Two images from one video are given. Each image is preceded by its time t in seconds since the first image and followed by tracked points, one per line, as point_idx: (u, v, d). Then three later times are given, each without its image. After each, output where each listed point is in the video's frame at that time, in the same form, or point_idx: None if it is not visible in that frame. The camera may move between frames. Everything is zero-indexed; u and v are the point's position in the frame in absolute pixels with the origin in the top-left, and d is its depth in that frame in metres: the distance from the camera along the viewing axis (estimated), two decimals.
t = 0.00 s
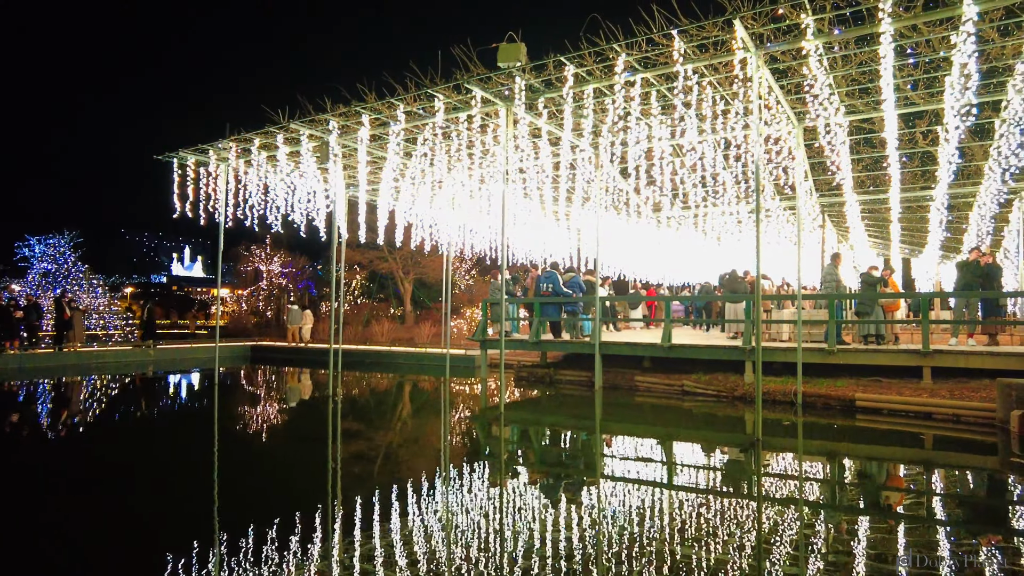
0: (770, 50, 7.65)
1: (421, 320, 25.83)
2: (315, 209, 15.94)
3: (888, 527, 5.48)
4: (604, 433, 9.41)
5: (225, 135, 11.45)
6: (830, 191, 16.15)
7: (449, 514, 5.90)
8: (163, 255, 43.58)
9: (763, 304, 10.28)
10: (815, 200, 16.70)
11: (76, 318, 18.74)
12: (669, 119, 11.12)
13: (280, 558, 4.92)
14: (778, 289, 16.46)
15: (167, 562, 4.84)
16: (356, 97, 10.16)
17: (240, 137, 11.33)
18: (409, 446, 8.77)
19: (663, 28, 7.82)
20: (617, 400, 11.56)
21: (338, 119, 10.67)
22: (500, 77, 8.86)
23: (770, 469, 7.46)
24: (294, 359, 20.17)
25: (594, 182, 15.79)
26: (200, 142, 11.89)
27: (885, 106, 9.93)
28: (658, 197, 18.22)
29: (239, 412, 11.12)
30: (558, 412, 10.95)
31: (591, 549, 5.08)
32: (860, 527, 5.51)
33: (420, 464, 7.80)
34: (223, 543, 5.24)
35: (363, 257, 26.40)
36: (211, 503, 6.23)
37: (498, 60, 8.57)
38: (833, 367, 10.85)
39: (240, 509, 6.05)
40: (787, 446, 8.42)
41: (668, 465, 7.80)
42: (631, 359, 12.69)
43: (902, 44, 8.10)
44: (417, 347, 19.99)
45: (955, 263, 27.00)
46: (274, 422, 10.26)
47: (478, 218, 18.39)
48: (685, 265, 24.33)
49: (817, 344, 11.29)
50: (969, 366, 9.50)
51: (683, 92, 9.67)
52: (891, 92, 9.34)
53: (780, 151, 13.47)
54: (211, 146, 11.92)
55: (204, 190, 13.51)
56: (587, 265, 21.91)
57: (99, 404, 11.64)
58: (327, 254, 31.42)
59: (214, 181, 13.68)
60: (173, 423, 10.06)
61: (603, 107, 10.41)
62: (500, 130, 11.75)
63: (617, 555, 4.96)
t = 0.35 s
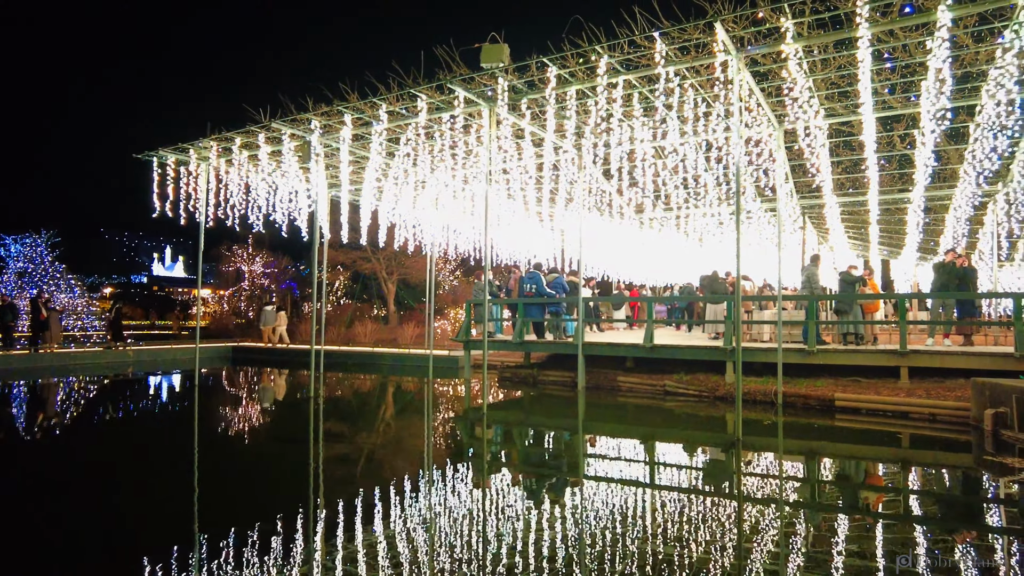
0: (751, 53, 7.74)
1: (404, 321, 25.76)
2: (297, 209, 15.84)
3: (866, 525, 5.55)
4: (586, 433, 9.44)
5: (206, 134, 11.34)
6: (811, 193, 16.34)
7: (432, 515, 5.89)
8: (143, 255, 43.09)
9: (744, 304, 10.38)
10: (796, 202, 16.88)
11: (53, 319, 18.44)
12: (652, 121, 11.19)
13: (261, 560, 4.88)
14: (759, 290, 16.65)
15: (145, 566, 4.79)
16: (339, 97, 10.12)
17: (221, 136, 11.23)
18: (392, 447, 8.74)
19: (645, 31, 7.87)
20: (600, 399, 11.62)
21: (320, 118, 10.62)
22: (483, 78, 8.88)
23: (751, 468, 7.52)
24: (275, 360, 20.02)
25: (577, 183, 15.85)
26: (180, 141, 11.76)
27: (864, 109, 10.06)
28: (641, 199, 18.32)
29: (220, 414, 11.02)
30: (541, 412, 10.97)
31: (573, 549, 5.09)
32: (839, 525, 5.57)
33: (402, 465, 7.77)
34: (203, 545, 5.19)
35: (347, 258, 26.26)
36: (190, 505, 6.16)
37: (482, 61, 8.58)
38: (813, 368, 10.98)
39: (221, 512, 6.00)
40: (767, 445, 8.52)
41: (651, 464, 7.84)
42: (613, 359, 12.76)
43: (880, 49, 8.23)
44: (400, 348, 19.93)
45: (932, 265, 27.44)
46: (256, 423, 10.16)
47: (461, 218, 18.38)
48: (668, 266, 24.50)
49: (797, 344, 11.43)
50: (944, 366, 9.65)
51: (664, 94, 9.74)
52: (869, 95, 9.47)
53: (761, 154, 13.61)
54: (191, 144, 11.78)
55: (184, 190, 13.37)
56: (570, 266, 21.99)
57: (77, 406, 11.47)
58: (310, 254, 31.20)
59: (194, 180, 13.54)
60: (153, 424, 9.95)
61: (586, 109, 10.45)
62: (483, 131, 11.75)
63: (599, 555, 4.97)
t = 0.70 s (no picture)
0: (732, 55, 7.80)
1: (387, 321, 25.65)
2: (279, 209, 15.71)
3: (845, 523, 5.62)
4: (569, 434, 9.47)
5: (185, 132, 11.21)
6: (791, 195, 16.52)
7: (414, 516, 5.86)
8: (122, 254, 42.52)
9: (725, 305, 10.46)
10: (776, 204, 17.05)
11: (28, 319, 18.12)
12: (634, 122, 11.24)
13: (242, 563, 4.83)
14: (740, 291, 16.83)
15: (122, 569, 4.72)
16: (320, 96, 10.05)
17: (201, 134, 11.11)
18: (374, 448, 8.70)
19: (627, 32, 7.90)
20: (582, 400, 11.65)
21: (302, 117, 10.55)
22: (466, 78, 8.86)
23: (732, 468, 7.58)
24: (256, 361, 19.84)
25: (560, 184, 15.89)
26: (159, 139, 11.61)
27: (842, 112, 10.19)
28: (624, 200, 18.40)
29: (201, 415, 10.90)
30: (524, 413, 10.98)
31: (556, 550, 5.09)
32: (819, 523, 5.63)
33: (385, 467, 7.74)
34: (182, 548, 5.13)
35: (329, 258, 26.09)
36: (169, 508, 6.09)
37: (464, 61, 8.56)
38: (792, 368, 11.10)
39: (200, 514, 5.93)
40: (748, 445, 8.59)
41: (633, 464, 7.88)
42: (596, 359, 12.81)
43: (858, 53, 8.33)
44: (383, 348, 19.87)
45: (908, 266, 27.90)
46: (237, 425, 10.06)
47: (444, 219, 18.35)
48: (651, 267, 24.64)
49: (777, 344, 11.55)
50: (920, 365, 9.81)
51: (646, 96, 9.79)
52: (848, 99, 9.59)
53: (742, 156, 13.74)
54: (170, 142, 11.63)
55: (163, 189, 13.20)
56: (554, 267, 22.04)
57: (53, 408, 11.28)
58: (292, 254, 30.93)
59: (173, 179, 13.37)
60: (132, 426, 9.81)
61: (568, 110, 10.48)
62: (466, 132, 11.74)
63: (581, 555, 4.98)
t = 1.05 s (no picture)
0: (714, 58, 7.87)
1: (370, 322, 25.54)
2: (260, 208, 15.56)
3: (824, 522, 5.69)
4: (551, 434, 9.49)
5: (165, 130, 11.07)
6: (771, 198, 16.68)
7: (397, 517, 5.84)
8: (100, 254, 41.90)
9: (707, 306, 10.53)
10: (757, 206, 17.20)
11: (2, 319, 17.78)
12: (617, 124, 11.29)
13: (222, 566, 4.78)
14: (721, 293, 16.98)
15: (99, 573, 4.65)
16: (302, 95, 9.99)
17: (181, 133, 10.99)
18: (357, 449, 8.65)
19: (610, 34, 7.93)
20: (565, 400, 11.69)
21: (284, 116, 10.47)
22: (449, 77, 8.84)
23: (713, 467, 7.64)
24: (237, 361, 19.66)
25: (543, 185, 15.91)
26: (138, 138, 11.45)
27: (821, 115, 10.31)
28: (606, 201, 18.47)
29: (181, 416, 10.78)
30: (507, 413, 10.99)
31: (539, 550, 5.10)
32: (800, 522, 5.69)
33: (367, 468, 7.71)
34: (161, 552, 5.07)
35: (311, 258, 25.89)
36: (149, 510, 6.01)
37: (447, 61, 8.54)
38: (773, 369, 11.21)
39: (179, 517, 5.86)
40: (729, 444, 8.67)
41: (615, 465, 7.91)
42: (579, 359, 12.85)
43: (836, 58, 8.44)
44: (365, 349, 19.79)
45: (886, 267, 28.31)
46: (218, 426, 9.96)
47: (428, 219, 18.30)
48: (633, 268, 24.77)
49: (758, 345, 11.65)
50: (897, 366, 9.95)
51: (628, 98, 9.86)
52: (827, 102, 9.72)
53: (723, 158, 13.85)
54: (149, 141, 11.48)
55: (142, 188, 13.03)
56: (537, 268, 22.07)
57: (29, 410, 11.10)
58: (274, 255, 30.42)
59: (153, 178, 13.19)
60: (111, 428, 9.67)
61: (551, 112, 10.51)
62: (449, 132, 11.72)
63: (565, 555, 4.99)
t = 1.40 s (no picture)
0: (695, 61, 7.94)
1: (353, 323, 25.40)
2: (242, 208, 15.42)
3: (803, 520, 5.75)
4: (534, 434, 9.51)
5: (144, 129, 10.93)
6: (753, 199, 16.84)
7: (380, 518, 5.82)
8: (78, 253, 41.26)
9: (688, 307, 10.61)
10: (739, 208, 17.36)
11: None
12: (600, 126, 11.35)
13: (202, 569, 4.74)
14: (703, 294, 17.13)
15: None
16: (285, 94, 9.92)
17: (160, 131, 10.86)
18: (339, 451, 8.61)
19: (593, 36, 7.96)
20: (548, 400, 11.72)
21: (265, 115, 10.40)
22: (432, 77, 8.83)
23: (695, 467, 7.69)
24: (218, 362, 19.47)
25: (527, 186, 15.95)
26: (116, 136, 11.29)
27: (801, 118, 10.43)
28: (590, 202, 18.53)
29: (161, 418, 10.65)
30: (491, 414, 10.99)
31: (521, 550, 5.10)
32: (779, 521, 5.75)
33: (350, 469, 7.67)
34: (139, 556, 5.01)
35: (294, 259, 25.67)
36: (127, 514, 5.93)
37: (431, 61, 8.54)
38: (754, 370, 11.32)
39: (158, 520, 5.79)
40: (710, 444, 8.74)
41: (598, 464, 7.95)
42: (562, 360, 12.89)
43: (816, 61, 8.54)
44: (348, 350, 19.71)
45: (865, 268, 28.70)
46: (198, 428, 9.86)
47: (411, 219, 18.25)
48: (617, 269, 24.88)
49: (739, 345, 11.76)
50: (876, 366, 10.09)
51: (611, 100, 9.91)
52: (807, 105, 9.83)
53: (705, 160, 13.96)
54: (128, 139, 11.33)
55: (121, 187, 12.86)
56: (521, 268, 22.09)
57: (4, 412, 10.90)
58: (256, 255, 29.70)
59: (132, 177, 13.02)
60: (89, 430, 9.53)
61: (535, 112, 10.52)
62: (432, 133, 11.70)
63: (547, 555, 5.01)
